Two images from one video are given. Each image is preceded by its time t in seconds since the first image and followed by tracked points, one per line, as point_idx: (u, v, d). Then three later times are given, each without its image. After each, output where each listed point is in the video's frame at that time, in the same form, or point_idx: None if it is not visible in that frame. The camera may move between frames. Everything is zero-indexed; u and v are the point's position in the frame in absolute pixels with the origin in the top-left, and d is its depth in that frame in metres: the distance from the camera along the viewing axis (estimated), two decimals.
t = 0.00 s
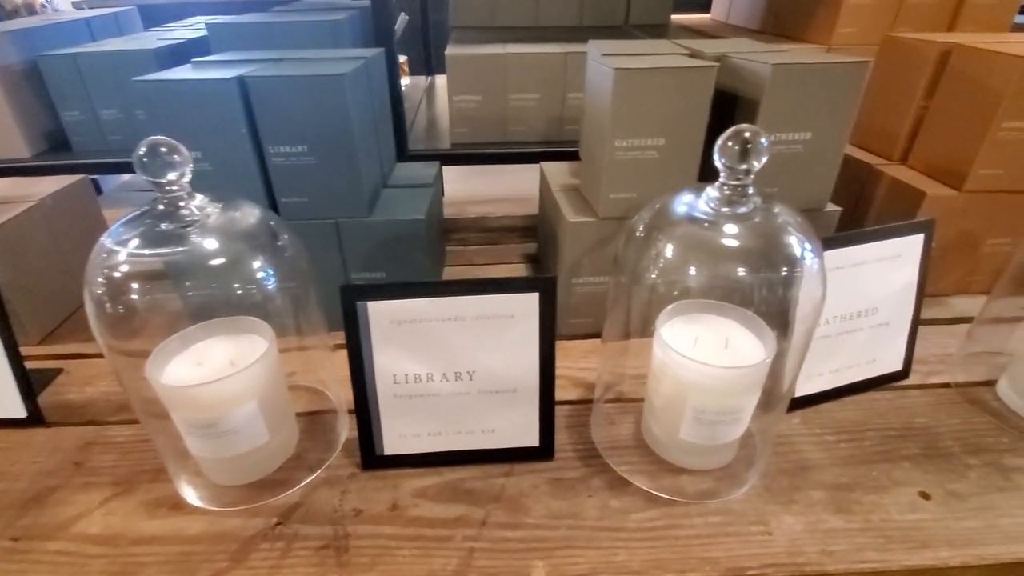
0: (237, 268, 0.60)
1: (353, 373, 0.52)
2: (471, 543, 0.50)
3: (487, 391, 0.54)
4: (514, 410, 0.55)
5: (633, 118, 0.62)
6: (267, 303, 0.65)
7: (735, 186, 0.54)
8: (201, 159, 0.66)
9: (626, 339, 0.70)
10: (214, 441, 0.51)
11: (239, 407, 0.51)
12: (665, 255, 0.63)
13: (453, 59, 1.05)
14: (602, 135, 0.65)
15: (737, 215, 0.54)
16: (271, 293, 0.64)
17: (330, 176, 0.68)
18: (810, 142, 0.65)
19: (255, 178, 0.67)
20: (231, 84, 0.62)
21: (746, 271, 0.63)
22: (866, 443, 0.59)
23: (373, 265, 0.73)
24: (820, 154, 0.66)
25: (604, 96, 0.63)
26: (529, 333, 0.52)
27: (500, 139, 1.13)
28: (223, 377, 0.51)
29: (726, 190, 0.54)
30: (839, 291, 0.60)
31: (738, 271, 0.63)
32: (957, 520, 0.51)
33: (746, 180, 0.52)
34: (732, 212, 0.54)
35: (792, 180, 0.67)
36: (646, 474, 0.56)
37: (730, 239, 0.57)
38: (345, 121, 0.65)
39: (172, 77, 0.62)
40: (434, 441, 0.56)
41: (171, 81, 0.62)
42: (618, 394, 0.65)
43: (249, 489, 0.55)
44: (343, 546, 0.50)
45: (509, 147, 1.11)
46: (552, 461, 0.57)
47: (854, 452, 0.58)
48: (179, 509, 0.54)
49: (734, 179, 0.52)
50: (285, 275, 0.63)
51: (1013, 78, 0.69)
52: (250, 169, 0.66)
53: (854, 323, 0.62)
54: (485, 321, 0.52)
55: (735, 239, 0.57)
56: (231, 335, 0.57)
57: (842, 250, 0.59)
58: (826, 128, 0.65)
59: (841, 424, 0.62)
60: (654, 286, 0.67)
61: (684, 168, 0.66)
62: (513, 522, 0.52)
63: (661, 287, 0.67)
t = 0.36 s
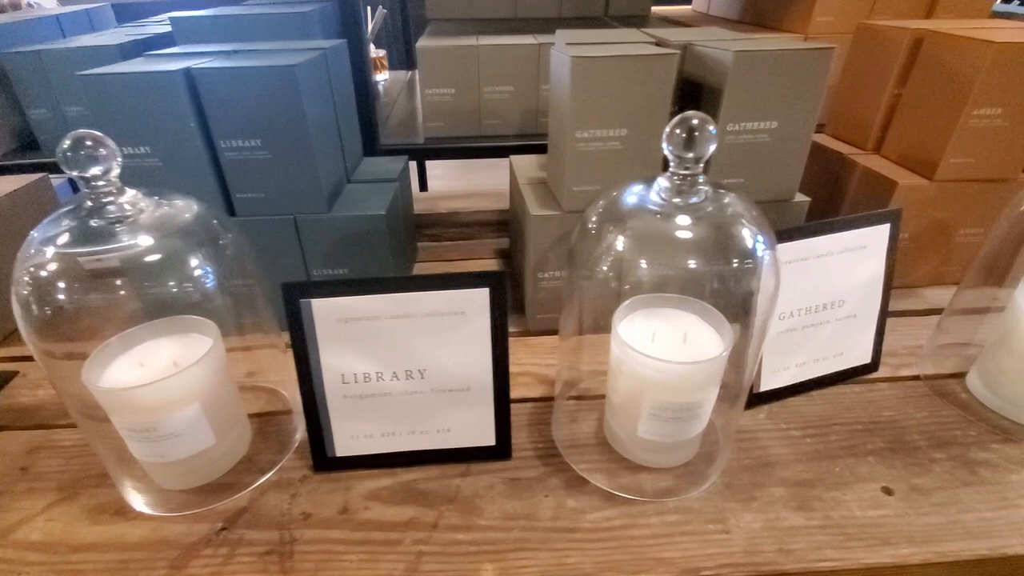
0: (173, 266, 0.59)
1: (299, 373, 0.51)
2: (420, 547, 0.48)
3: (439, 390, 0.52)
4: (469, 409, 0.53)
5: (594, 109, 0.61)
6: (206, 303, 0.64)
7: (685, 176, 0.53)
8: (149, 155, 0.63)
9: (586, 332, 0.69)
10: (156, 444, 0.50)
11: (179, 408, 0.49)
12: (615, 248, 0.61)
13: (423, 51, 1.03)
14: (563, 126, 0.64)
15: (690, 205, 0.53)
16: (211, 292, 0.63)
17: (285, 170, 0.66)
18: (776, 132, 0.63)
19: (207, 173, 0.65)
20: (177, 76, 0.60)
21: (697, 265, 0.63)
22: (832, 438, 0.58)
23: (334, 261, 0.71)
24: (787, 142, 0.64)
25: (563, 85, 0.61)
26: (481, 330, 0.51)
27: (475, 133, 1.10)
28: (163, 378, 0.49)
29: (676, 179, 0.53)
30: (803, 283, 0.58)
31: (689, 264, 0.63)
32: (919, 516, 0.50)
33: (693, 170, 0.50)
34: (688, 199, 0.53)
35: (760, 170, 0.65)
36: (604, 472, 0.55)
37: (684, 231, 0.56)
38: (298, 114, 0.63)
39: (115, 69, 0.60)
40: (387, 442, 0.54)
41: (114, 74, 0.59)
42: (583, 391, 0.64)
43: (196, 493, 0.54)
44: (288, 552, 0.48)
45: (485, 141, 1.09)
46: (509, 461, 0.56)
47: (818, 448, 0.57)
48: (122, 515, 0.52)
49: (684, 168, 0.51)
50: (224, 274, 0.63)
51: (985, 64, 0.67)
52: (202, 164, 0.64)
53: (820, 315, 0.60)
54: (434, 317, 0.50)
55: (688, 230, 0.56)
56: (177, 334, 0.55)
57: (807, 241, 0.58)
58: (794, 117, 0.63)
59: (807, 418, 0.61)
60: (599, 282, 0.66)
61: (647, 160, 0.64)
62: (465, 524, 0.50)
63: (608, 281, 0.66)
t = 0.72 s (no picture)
0: (65, 264, 0.63)
1: (199, 375, 0.50)
2: (314, 554, 0.47)
3: (344, 393, 0.51)
4: (376, 413, 0.52)
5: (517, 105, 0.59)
6: (97, 306, 0.66)
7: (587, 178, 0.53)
8: (69, 152, 0.62)
9: (492, 332, 0.68)
10: (57, 445, 0.49)
11: (77, 409, 0.48)
12: (512, 249, 0.61)
13: (381, 46, 1.02)
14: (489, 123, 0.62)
15: (584, 206, 0.54)
16: (103, 294, 0.66)
17: (210, 167, 0.65)
18: (710, 128, 0.61)
19: (131, 171, 0.64)
20: (92, 72, 0.59)
21: (593, 266, 0.64)
22: (758, 445, 0.56)
23: (267, 260, 0.70)
24: (723, 139, 0.62)
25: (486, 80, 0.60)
26: (383, 333, 0.49)
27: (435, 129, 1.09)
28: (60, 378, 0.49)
29: (570, 178, 0.53)
30: (730, 286, 0.56)
31: (591, 265, 0.64)
32: (834, 528, 0.48)
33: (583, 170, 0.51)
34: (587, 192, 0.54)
35: (695, 168, 0.63)
36: (516, 479, 0.53)
37: (585, 231, 0.57)
38: (219, 109, 0.62)
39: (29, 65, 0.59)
40: (295, 445, 0.53)
41: (27, 70, 0.58)
42: (510, 394, 0.63)
43: (102, 495, 0.53)
44: (180, 557, 0.47)
45: (445, 137, 1.08)
46: (422, 466, 0.55)
47: (742, 455, 0.55)
48: (25, 516, 0.52)
49: (577, 166, 0.51)
50: (117, 276, 0.65)
51: (934, 57, 0.63)
52: (124, 162, 0.63)
53: (750, 318, 0.58)
54: (333, 320, 0.49)
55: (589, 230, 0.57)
56: (84, 333, 0.54)
57: (733, 242, 0.55)
58: (727, 113, 0.60)
59: (736, 424, 0.59)
60: (490, 284, 0.63)
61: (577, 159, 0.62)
62: (364, 531, 0.49)
63: (503, 284, 0.64)
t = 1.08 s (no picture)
0: None
1: (81, 362, 0.50)
2: (182, 544, 0.47)
3: (227, 384, 0.51)
4: (261, 405, 0.52)
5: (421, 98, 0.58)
6: None
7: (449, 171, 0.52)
8: None
9: (366, 330, 0.63)
10: None
11: None
12: (379, 241, 0.56)
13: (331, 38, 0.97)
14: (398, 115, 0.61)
15: (451, 200, 0.53)
16: None
17: (124, 155, 0.65)
18: (621, 125, 0.60)
19: (46, 156, 0.64)
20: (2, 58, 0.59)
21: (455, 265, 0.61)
22: (656, 448, 0.55)
23: (187, 250, 0.70)
24: (634, 137, 0.60)
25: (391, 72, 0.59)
26: (264, 325, 0.49)
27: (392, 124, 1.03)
28: None
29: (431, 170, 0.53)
30: (631, 285, 0.55)
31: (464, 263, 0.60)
32: (711, 534, 0.47)
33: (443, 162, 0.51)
34: (448, 183, 0.53)
35: (608, 165, 0.62)
36: (403, 475, 0.53)
37: (458, 226, 0.56)
38: (131, 98, 0.62)
39: None
40: (182, 434, 0.53)
41: None
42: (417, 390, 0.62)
43: None
44: (52, 542, 0.48)
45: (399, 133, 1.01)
46: (312, 459, 0.54)
47: (637, 457, 0.54)
48: None
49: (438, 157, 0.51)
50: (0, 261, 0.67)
51: (859, 55, 0.61)
52: (38, 148, 0.64)
53: (654, 319, 0.58)
54: (212, 309, 0.49)
55: (462, 224, 0.56)
56: None
57: (634, 240, 0.54)
58: (637, 111, 0.59)
59: (639, 426, 0.58)
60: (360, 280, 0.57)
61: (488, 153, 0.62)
62: (239, 523, 0.49)
63: (369, 281, 0.60)
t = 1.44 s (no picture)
0: None
1: None
2: (80, 546, 0.47)
3: (134, 383, 0.50)
4: (170, 405, 0.51)
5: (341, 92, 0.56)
6: None
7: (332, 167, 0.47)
8: None
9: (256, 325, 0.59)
10: None
11: None
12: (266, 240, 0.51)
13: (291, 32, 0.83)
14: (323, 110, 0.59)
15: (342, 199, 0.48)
16: None
17: (54, 151, 0.64)
18: (550, 121, 0.58)
19: None
20: None
21: (341, 261, 0.59)
22: (577, 454, 0.54)
23: (123, 248, 0.69)
24: (564, 134, 0.59)
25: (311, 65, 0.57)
26: (166, 323, 0.48)
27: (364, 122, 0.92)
28: None
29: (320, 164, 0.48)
30: (555, 285, 0.54)
31: (358, 261, 0.58)
32: (618, 544, 0.45)
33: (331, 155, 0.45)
34: (332, 179, 0.48)
35: (538, 161, 0.60)
36: (315, 478, 0.52)
37: (354, 223, 0.51)
38: (57, 94, 0.62)
39: None
40: (93, 434, 0.52)
41: None
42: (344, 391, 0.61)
43: None
44: None
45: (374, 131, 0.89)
46: (225, 461, 0.53)
47: (556, 464, 0.53)
48: None
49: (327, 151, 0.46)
50: None
51: (802, 48, 0.59)
52: None
53: (581, 321, 0.56)
54: (113, 307, 0.48)
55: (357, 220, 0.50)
56: None
57: (557, 238, 0.52)
58: (566, 106, 0.58)
59: (564, 430, 0.56)
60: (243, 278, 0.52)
61: (416, 150, 0.60)
62: (141, 526, 0.48)
63: (253, 278, 0.55)
